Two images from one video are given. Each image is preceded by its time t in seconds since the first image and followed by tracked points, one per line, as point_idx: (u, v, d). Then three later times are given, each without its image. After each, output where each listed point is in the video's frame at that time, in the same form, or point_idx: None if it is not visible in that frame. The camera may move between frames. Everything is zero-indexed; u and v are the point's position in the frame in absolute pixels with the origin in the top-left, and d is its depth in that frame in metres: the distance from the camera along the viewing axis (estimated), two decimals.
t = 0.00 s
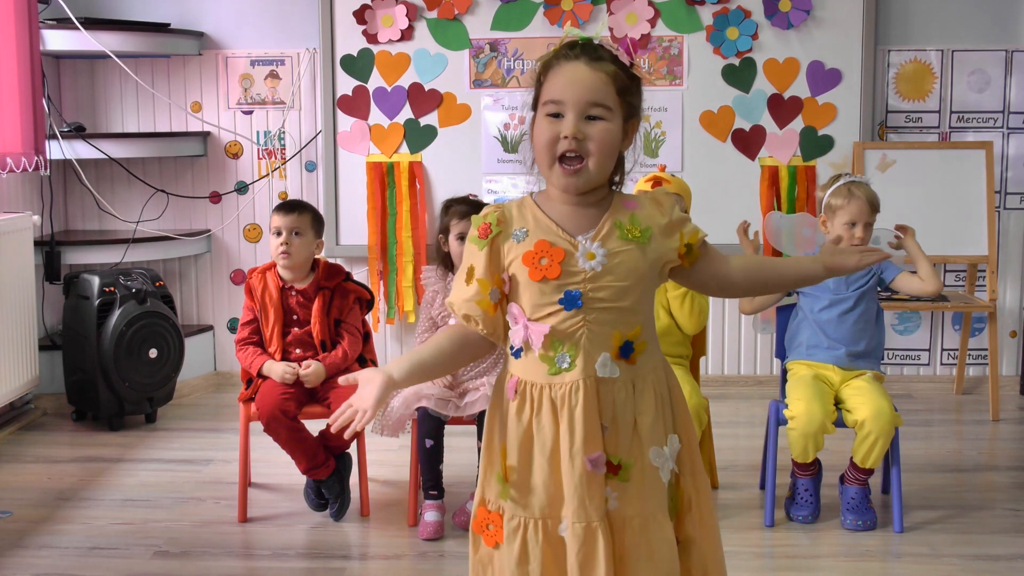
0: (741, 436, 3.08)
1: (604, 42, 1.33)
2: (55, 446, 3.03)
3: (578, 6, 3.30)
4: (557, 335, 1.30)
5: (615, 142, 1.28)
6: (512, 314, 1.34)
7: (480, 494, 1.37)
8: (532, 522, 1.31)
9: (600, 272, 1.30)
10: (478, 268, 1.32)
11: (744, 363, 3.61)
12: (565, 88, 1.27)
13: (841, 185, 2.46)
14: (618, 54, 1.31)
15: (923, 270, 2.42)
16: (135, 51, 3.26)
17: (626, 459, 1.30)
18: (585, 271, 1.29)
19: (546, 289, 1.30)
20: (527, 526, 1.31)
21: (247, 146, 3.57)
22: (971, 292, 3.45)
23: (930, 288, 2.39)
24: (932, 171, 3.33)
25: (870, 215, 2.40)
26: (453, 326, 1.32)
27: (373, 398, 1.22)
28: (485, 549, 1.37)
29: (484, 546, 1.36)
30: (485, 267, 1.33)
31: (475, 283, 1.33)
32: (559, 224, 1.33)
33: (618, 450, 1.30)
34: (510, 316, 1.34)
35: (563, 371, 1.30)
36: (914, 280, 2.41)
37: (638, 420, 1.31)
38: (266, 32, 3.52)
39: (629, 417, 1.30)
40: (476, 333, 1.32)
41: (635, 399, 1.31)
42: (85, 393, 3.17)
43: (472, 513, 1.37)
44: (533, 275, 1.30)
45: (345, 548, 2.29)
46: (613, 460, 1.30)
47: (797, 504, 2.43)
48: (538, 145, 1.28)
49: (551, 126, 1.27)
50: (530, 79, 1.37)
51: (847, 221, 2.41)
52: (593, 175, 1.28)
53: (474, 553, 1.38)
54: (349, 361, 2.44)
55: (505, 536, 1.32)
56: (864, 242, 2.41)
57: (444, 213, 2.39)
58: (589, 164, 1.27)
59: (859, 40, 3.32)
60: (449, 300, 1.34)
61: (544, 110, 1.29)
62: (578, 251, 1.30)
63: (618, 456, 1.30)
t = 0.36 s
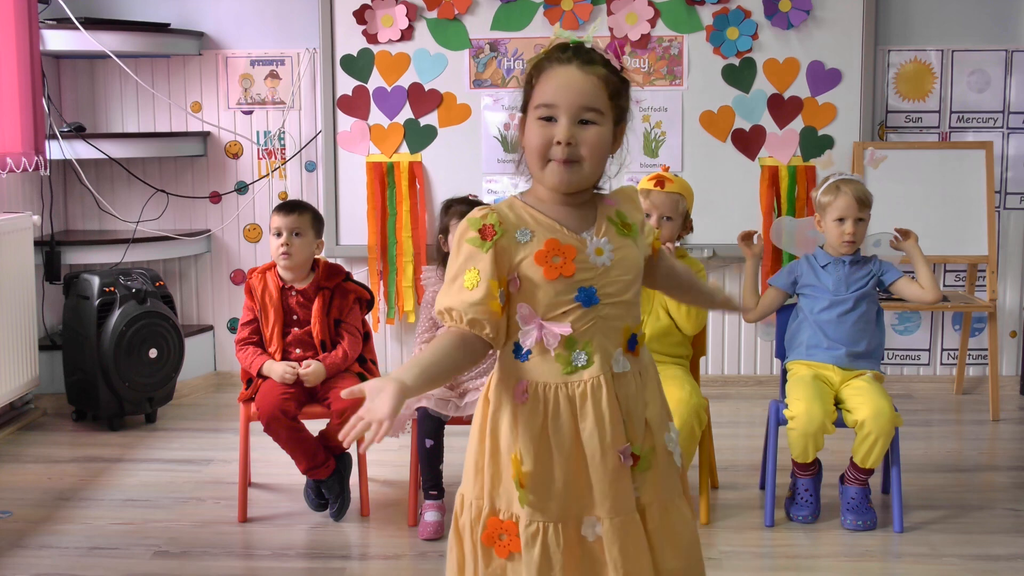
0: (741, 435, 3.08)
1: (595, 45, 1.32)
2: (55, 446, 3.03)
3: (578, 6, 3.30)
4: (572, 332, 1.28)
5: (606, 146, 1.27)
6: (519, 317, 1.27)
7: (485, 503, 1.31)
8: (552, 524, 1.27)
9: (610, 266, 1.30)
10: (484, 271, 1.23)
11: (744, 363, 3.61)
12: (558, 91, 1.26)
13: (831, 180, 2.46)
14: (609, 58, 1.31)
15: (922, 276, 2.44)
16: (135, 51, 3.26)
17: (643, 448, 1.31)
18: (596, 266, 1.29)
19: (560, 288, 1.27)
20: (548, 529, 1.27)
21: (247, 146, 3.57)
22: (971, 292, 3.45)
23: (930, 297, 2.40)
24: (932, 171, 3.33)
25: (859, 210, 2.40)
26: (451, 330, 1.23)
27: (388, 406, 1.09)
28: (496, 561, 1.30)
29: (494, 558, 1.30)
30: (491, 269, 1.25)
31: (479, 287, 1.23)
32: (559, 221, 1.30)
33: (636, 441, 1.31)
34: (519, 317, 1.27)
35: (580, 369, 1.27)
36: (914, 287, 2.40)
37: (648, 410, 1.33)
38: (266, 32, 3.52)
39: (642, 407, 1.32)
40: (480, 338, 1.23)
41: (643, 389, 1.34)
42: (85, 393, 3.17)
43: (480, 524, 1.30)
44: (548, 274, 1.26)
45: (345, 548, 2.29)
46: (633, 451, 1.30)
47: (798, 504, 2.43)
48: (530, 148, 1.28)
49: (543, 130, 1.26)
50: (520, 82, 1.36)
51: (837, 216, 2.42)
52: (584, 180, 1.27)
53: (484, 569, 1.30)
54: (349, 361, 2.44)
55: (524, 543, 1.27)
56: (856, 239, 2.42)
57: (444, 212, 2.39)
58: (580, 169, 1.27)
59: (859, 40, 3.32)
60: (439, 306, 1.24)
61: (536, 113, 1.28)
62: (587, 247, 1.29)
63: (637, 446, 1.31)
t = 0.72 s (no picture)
0: (741, 436, 3.08)
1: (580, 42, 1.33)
2: (55, 446, 3.03)
3: (578, 6, 3.30)
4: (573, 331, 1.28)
5: (599, 141, 1.28)
6: (518, 316, 1.26)
7: (481, 503, 1.30)
8: (549, 523, 1.27)
9: (609, 266, 1.31)
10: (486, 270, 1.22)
11: (744, 363, 3.61)
12: (548, 91, 1.26)
13: (827, 179, 2.46)
14: (595, 54, 1.32)
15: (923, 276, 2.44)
16: (135, 51, 3.26)
17: (641, 446, 1.32)
18: (594, 266, 1.30)
19: (560, 287, 1.27)
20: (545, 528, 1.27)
21: (247, 146, 3.57)
22: (970, 292, 3.45)
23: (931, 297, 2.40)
24: (931, 171, 3.33)
25: (854, 209, 2.40)
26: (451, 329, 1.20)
27: (389, 383, 1.08)
28: (489, 561, 1.29)
29: (487, 558, 1.29)
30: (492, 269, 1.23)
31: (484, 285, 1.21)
32: (556, 221, 1.30)
33: (634, 438, 1.31)
34: (521, 318, 1.27)
35: (579, 368, 1.28)
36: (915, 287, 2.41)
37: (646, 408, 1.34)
38: (266, 32, 3.52)
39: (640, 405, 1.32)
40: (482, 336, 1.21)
41: (642, 389, 1.34)
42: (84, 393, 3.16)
43: (474, 524, 1.29)
44: (546, 274, 1.26)
45: (345, 548, 2.29)
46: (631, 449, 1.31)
47: (798, 504, 2.43)
48: (523, 148, 1.28)
49: (536, 129, 1.27)
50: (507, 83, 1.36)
51: (832, 216, 2.42)
52: (580, 176, 1.27)
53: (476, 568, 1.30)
54: (349, 362, 2.43)
55: (520, 542, 1.26)
56: (852, 239, 2.42)
57: (444, 212, 2.39)
58: (575, 166, 1.27)
59: (859, 40, 3.32)
60: (438, 307, 1.21)
61: (527, 113, 1.28)
62: (586, 247, 1.30)
63: (635, 444, 1.31)
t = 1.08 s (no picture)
0: (741, 436, 3.08)
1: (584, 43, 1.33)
2: (55, 446, 3.03)
3: (578, 6, 3.30)
4: (564, 334, 1.30)
5: (608, 142, 1.28)
6: (513, 316, 1.32)
7: (484, 499, 1.36)
8: (542, 523, 1.30)
9: (604, 271, 1.30)
10: (477, 268, 1.30)
11: (744, 363, 3.61)
12: (555, 94, 1.27)
13: (828, 181, 2.46)
14: (600, 55, 1.32)
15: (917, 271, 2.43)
16: (135, 51, 3.26)
17: (636, 452, 1.31)
18: (589, 270, 1.30)
19: (550, 289, 1.29)
20: (539, 528, 1.30)
21: (247, 146, 3.57)
22: (970, 292, 3.45)
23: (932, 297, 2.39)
24: (931, 171, 3.33)
25: (854, 213, 2.40)
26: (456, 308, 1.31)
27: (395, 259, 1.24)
28: (489, 556, 1.35)
29: (487, 552, 1.35)
30: (485, 267, 1.31)
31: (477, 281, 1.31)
32: (560, 225, 1.32)
33: (628, 444, 1.31)
34: (515, 318, 1.32)
35: (570, 370, 1.30)
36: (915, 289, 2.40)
37: (646, 415, 1.33)
38: (266, 32, 3.52)
39: (637, 412, 1.32)
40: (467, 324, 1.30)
41: (641, 395, 1.33)
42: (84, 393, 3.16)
43: (475, 519, 1.35)
44: (537, 275, 1.29)
45: (345, 548, 2.29)
46: (624, 454, 1.30)
47: (797, 504, 2.43)
48: (533, 152, 1.28)
49: (545, 132, 1.27)
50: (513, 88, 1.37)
51: (832, 219, 2.43)
52: (590, 176, 1.27)
53: (478, 561, 1.35)
54: (349, 361, 2.45)
55: (514, 539, 1.30)
56: (852, 241, 2.43)
57: (445, 211, 2.39)
58: (586, 167, 1.27)
59: (859, 40, 3.32)
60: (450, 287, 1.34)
61: (535, 117, 1.28)
62: (581, 251, 1.30)
63: (629, 450, 1.30)
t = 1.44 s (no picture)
0: (741, 435, 3.08)
1: (607, 42, 1.33)
2: (55, 446, 3.02)
3: (578, 6, 3.30)
4: (564, 329, 1.32)
5: (625, 142, 1.28)
6: (518, 311, 1.36)
7: (490, 489, 1.40)
8: (537, 515, 1.33)
9: (606, 269, 1.31)
10: (487, 257, 1.35)
11: (744, 363, 3.61)
12: (573, 93, 1.28)
13: (829, 181, 2.47)
14: (622, 54, 1.32)
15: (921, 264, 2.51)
16: (135, 51, 3.26)
17: (631, 454, 1.31)
18: (591, 268, 1.31)
19: (552, 284, 1.32)
20: (533, 519, 1.33)
21: (247, 146, 3.57)
22: (971, 292, 3.45)
23: (937, 283, 2.47)
24: (931, 171, 3.33)
25: (855, 212, 2.39)
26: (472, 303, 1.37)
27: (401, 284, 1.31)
28: (491, 544, 1.39)
29: (490, 541, 1.39)
30: (495, 257, 1.35)
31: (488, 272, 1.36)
32: (570, 222, 1.34)
33: (622, 446, 1.31)
34: (518, 312, 1.36)
35: (568, 366, 1.32)
36: (921, 276, 2.47)
37: (644, 417, 1.32)
38: (265, 32, 3.52)
39: (634, 414, 1.31)
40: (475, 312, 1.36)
41: (640, 398, 1.32)
42: (84, 393, 3.16)
43: (480, 507, 1.39)
44: (540, 270, 1.32)
45: (345, 548, 2.29)
46: (616, 455, 1.31)
47: (798, 504, 2.43)
48: (549, 150, 1.29)
49: (560, 131, 1.28)
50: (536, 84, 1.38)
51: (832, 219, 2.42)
52: (605, 176, 1.28)
53: (483, 548, 1.40)
54: (349, 361, 2.44)
55: (512, 529, 1.34)
56: (851, 241, 2.42)
57: (445, 210, 2.39)
58: (599, 168, 1.28)
59: (858, 40, 3.32)
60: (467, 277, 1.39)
61: (553, 115, 1.30)
62: (585, 249, 1.32)
63: (623, 452, 1.31)
